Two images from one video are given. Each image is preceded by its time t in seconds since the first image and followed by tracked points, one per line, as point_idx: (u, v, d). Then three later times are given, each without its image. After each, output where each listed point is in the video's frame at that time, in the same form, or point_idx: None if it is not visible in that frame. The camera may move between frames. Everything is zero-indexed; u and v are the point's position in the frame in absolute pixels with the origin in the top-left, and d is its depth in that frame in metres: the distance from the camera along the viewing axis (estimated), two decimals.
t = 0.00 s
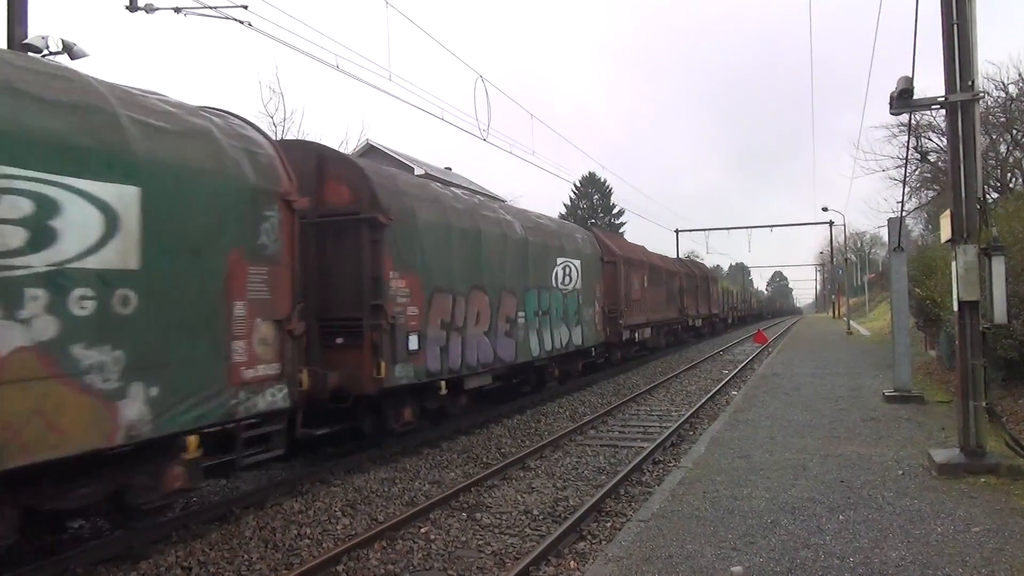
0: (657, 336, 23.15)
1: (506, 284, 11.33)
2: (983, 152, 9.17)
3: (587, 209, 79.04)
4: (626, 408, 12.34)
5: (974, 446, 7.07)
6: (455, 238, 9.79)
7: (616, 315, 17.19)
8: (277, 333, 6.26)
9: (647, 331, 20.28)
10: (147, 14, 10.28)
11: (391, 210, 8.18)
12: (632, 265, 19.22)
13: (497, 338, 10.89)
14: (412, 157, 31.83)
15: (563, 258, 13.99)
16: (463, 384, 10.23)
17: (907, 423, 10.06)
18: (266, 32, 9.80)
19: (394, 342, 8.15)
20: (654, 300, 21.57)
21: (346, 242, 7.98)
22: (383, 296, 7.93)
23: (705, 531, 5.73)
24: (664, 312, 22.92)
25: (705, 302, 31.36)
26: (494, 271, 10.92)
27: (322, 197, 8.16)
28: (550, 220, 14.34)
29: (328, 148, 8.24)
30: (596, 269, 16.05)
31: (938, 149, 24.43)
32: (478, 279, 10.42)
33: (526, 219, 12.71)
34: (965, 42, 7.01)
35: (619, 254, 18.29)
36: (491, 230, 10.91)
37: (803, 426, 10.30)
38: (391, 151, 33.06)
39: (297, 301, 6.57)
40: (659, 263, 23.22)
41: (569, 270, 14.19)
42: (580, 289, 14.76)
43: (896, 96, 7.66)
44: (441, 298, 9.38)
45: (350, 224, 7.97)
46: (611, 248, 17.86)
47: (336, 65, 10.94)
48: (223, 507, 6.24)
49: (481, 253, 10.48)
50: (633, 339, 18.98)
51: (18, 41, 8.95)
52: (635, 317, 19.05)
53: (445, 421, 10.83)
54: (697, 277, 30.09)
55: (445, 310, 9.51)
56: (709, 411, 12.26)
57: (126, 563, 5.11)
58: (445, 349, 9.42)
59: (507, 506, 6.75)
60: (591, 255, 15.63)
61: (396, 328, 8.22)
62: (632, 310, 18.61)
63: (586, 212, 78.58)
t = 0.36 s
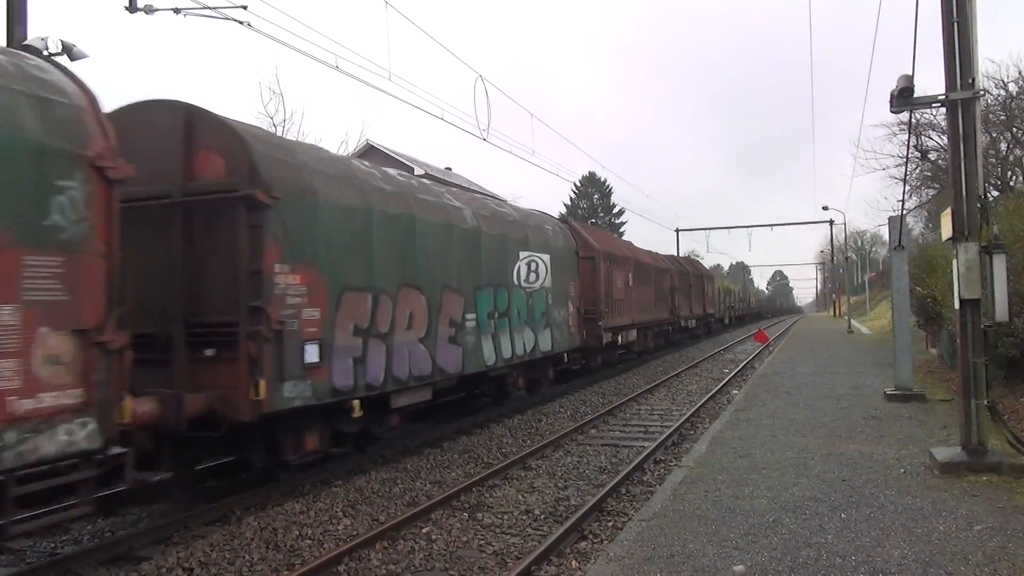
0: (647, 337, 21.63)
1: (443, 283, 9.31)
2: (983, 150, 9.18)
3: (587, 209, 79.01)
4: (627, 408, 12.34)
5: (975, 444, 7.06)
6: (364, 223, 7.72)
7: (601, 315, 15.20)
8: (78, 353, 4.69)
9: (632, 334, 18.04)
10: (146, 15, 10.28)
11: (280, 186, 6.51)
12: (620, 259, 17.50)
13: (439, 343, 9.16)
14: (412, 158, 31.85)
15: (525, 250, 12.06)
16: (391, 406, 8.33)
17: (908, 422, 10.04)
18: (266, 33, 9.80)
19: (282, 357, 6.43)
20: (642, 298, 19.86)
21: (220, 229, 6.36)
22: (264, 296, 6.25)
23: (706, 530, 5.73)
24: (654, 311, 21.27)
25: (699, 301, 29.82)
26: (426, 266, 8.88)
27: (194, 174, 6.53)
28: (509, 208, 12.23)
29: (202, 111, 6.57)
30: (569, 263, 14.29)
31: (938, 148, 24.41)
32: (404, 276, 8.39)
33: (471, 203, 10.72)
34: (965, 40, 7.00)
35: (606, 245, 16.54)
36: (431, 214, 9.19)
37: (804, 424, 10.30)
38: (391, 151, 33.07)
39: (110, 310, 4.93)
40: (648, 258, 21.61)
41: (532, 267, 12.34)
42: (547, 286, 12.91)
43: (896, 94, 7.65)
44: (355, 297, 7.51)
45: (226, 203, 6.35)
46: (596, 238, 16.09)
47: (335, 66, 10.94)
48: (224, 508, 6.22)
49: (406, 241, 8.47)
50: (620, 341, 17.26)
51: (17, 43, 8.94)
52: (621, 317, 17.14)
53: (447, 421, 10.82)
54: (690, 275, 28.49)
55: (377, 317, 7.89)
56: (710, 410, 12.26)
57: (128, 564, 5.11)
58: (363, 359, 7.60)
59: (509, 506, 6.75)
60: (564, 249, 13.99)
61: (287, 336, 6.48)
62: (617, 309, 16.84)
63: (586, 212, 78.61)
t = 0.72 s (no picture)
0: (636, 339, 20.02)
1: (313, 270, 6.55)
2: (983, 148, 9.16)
3: (587, 206, 78.94)
4: (626, 404, 12.34)
5: (975, 441, 7.06)
6: (240, 193, 5.77)
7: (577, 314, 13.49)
8: None
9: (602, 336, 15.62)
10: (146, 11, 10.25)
11: (78, 133, 4.45)
12: (602, 253, 15.80)
13: (347, 349, 7.00)
14: (411, 155, 31.86)
15: (471, 240, 9.75)
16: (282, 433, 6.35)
17: (908, 419, 10.04)
18: (266, 30, 9.80)
19: (85, 369, 4.35)
20: (628, 296, 18.19)
21: None
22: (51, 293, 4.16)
23: (706, 527, 5.72)
24: (644, 310, 19.64)
25: (695, 298, 28.32)
26: (253, 246, 5.85)
27: None
28: (439, 182, 9.39)
29: None
30: (530, 258, 11.95)
31: (938, 145, 24.39)
32: (303, 264, 6.42)
33: (397, 176, 8.35)
34: (966, 36, 6.98)
35: (584, 237, 14.85)
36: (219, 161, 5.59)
37: (804, 421, 10.30)
38: (390, 148, 33.07)
39: None
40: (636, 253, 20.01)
41: (478, 258, 9.91)
42: (496, 281, 10.51)
43: (896, 91, 7.64)
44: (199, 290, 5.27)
45: None
46: (572, 229, 14.37)
47: (336, 62, 10.94)
48: (224, 504, 6.22)
49: (306, 219, 6.50)
50: (601, 343, 15.57)
51: (16, 38, 8.92)
52: (602, 318, 15.44)
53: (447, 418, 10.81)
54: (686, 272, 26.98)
55: (262, 318, 5.88)
56: (710, 407, 12.26)
57: (128, 560, 5.11)
58: (229, 375, 5.53)
59: (507, 502, 6.75)
60: (521, 238, 11.58)
61: (95, 343, 4.42)
62: (597, 308, 15.14)
63: (586, 209, 78.59)
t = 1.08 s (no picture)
0: (620, 335, 18.65)
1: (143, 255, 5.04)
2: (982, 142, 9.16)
3: (586, 200, 78.85)
4: (626, 399, 12.35)
5: (974, 434, 7.06)
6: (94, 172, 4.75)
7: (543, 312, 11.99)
8: None
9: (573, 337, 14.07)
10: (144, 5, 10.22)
11: None
12: (576, 244, 14.34)
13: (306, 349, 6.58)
14: (411, 150, 31.84)
15: (397, 224, 8.17)
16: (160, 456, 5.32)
17: (907, 413, 10.05)
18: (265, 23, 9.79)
19: None
20: (608, 289, 16.75)
21: None
22: None
23: (706, 521, 5.73)
24: (627, 304, 18.20)
25: (688, 292, 26.99)
26: (187, 249, 5.41)
27: None
28: (361, 158, 8.00)
29: None
30: (484, 248, 10.47)
31: (937, 138, 24.37)
32: (191, 256, 5.45)
33: (291, 143, 6.83)
34: (966, 30, 6.96)
35: (553, 225, 13.33)
36: None
37: (803, 415, 10.32)
38: (389, 143, 33.06)
39: None
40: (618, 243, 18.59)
41: (407, 246, 8.36)
42: (434, 272, 8.96)
43: (895, 84, 7.62)
44: (49, 289, 4.37)
45: None
46: (540, 216, 12.86)
47: (334, 57, 10.91)
48: (223, 499, 6.22)
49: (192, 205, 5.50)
50: (575, 342, 14.12)
51: (14, 33, 8.89)
52: (574, 315, 13.96)
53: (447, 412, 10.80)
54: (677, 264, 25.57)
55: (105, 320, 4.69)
56: (709, 401, 12.27)
57: (127, 555, 5.11)
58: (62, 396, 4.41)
59: (507, 496, 6.76)
60: (470, 224, 10.04)
61: None
62: (568, 304, 13.65)
63: (586, 203, 78.55)
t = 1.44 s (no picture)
0: (606, 336, 17.14)
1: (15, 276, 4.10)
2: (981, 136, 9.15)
3: (586, 195, 78.82)
4: (626, 393, 12.35)
5: (973, 428, 7.07)
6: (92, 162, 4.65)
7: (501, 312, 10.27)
8: None
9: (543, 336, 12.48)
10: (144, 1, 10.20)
11: None
12: (546, 236, 12.47)
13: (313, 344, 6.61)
14: (410, 146, 31.83)
15: (287, 202, 6.43)
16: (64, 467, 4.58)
17: (906, 407, 10.05)
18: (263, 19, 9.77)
19: None
20: (589, 286, 15.01)
21: None
22: None
23: (706, 515, 5.74)
24: (612, 302, 16.59)
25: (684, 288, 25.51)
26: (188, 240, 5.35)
27: None
28: (240, 117, 6.27)
29: None
30: (419, 235, 8.71)
31: (937, 133, 24.37)
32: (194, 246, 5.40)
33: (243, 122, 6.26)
34: (965, 23, 6.94)
35: (509, 209, 11.08)
36: None
37: (803, 409, 10.33)
38: (388, 139, 33.03)
39: None
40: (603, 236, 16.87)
41: (304, 231, 6.62)
42: (344, 263, 7.15)
43: (895, 77, 7.61)
44: None
45: None
46: (496, 200, 10.90)
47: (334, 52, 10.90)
48: (224, 495, 6.23)
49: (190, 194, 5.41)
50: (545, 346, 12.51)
51: (12, 29, 8.86)
52: (535, 317, 11.78)
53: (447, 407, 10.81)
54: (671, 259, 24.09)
55: None
56: (708, 395, 12.28)
57: (128, 551, 5.12)
58: None
59: (507, 491, 6.78)
60: (398, 205, 8.25)
61: None
62: (519, 304, 11.16)
63: (586, 198, 78.54)
